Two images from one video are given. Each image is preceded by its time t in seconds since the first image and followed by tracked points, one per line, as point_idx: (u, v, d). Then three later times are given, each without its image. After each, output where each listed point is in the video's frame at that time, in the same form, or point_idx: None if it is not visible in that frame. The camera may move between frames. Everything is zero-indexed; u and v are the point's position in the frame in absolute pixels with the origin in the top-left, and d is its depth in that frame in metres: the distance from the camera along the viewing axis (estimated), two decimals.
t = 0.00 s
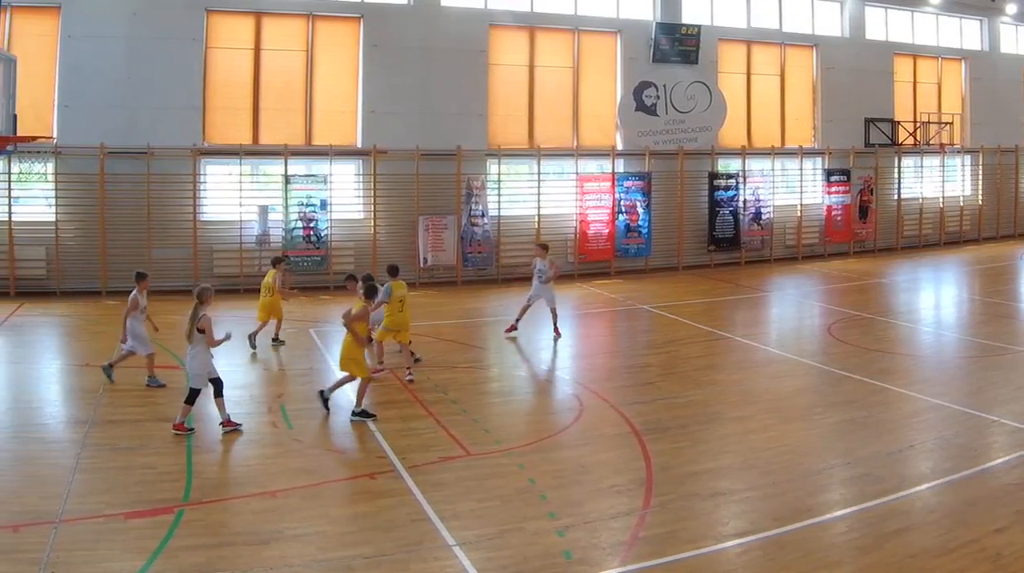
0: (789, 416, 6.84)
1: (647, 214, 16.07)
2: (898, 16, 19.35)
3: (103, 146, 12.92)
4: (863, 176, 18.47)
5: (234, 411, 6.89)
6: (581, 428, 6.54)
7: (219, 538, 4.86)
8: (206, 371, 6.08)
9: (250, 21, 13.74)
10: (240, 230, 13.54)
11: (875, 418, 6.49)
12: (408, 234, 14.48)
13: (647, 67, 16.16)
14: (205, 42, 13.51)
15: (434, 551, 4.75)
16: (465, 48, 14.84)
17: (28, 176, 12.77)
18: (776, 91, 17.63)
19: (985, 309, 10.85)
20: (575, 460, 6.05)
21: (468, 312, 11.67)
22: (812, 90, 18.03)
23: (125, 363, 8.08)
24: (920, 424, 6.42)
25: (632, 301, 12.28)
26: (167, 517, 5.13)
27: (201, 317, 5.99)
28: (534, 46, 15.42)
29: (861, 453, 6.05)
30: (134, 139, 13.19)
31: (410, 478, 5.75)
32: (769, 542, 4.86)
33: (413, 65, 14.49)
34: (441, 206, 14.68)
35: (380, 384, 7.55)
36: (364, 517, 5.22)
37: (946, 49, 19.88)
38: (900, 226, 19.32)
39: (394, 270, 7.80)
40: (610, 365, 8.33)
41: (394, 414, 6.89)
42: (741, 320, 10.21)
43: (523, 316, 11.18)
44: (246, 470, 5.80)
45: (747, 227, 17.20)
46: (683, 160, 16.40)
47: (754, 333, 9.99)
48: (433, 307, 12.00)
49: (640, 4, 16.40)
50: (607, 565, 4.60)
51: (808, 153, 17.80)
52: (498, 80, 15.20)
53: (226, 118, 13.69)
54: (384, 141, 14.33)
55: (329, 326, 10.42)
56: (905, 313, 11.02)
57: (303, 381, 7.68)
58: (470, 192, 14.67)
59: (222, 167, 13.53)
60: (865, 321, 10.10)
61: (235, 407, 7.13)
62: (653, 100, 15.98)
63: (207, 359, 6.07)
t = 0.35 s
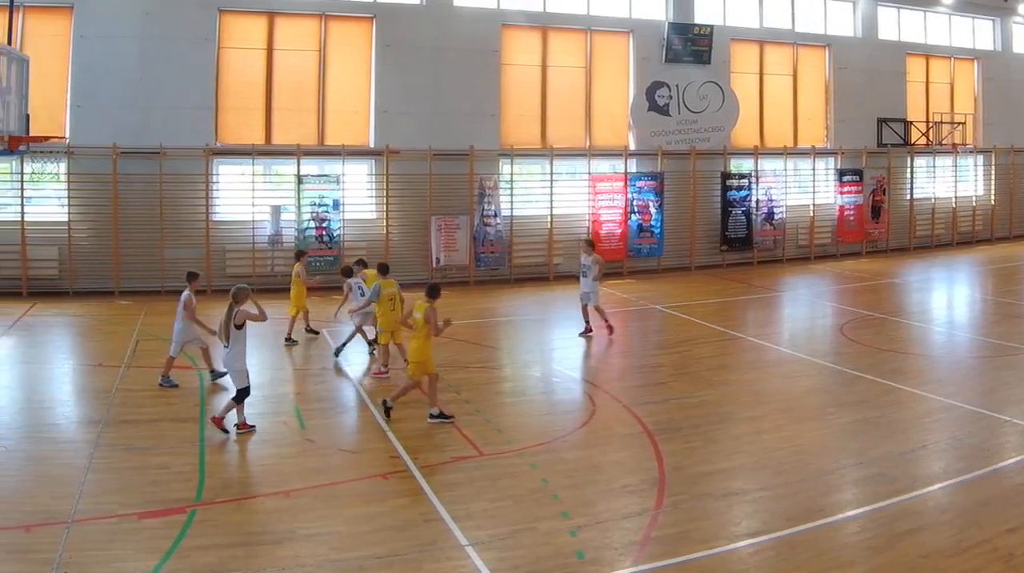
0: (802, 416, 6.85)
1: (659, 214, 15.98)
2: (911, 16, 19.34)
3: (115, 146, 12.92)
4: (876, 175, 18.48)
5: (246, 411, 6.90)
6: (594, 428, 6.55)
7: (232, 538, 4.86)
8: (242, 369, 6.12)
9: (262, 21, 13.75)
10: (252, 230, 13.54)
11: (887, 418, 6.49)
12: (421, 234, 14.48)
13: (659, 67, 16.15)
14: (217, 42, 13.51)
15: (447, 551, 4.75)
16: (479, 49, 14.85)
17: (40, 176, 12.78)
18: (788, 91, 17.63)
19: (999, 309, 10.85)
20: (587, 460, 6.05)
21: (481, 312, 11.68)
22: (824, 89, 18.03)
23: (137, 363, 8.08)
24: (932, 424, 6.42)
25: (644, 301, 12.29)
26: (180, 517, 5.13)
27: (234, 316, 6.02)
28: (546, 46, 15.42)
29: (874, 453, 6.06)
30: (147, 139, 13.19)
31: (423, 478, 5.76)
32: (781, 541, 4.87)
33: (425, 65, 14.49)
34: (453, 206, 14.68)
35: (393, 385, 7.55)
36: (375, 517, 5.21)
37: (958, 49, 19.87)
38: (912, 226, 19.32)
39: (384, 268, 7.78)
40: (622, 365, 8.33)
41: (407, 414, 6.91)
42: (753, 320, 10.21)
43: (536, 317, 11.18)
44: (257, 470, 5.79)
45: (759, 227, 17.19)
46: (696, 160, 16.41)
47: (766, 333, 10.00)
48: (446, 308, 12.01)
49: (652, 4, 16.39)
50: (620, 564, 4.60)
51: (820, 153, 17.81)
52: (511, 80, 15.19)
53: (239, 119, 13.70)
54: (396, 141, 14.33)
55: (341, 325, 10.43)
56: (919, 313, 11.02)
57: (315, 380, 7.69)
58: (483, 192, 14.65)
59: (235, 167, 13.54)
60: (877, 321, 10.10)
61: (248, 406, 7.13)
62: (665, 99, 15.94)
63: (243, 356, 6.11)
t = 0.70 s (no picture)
0: (816, 416, 6.85)
1: (673, 214, 15.97)
2: (925, 16, 19.34)
3: (129, 146, 12.92)
4: (889, 176, 18.49)
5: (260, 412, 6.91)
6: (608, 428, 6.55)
7: (245, 538, 4.86)
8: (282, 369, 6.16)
9: (276, 21, 13.76)
10: (266, 230, 13.55)
11: (902, 418, 6.49)
12: (435, 234, 14.48)
13: (673, 67, 16.15)
14: (232, 42, 13.52)
15: (461, 551, 4.74)
16: (495, 49, 14.86)
17: (54, 176, 12.79)
18: (802, 91, 17.63)
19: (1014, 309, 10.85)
20: (601, 460, 6.05)
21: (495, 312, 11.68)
22: (838, 89, 18.03)
23: (151, 363, 8.08)
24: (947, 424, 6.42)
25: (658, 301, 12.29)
26: (193, 517, 5.12)
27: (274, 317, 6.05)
28: (560, 46, 15.42)
29: (888, 453, 6.05)
30: (161, 139, 13.20)
31: (436, 478, 5.75)
32: (794, 541, 4.86)
33: (441, 65, 14.50)
34: (467, 206, 14.69)
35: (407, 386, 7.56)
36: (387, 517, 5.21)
37: (972, 49, 19.87)
38: (926, 226, 19.30)
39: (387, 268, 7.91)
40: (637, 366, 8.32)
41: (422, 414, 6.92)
42: (767, 320, 10.21)
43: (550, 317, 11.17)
44: (271, 470, 5.79)
45: (774, 227, 17.18)
46: (710, 160, 16.40)
47: (779, 333, 10.01)
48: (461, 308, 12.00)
49: (666, 4, 16.40)
50: (634, 564, 4.59)
51: (834, 153, 17.80)
52: (525, 80, 15.20)
53: (254, 119, 13.71)
54: (410, 141, 14.34)
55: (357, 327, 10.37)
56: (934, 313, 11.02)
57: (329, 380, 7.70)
58: (496, 193, 14.63)
59: (249, 167, 13.56)
60: (891, 322, 10.10)
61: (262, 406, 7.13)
62: (679, 100, 15.85)
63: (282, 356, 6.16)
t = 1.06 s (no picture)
0: (831, 416, 6.85)
1: (687, 214, 16.03)
2: (938, 16, 19.33)
3: (144, 146, 12.93)
4: (903, 175, 18.49)
5: (276, 412, 6.92)
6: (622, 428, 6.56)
7: (259, 538, 4.86)
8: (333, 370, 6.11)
9: (291, 21, 13.76)
10: (281, 230, 13.55)
11: (916, 418, 6.48)
12: (449, 234, 14.49)
13: (687, 67, 16.16)
14: (246, 42, 13.52)
15: (475, 551, 4.74)
16: (511, 49, 14.86)
17: (68, 176, 12.79)
18: (817, 91, 17.64)
19: None
20: (615, 460, 6.05)
21: (509, 312, 11.68)
22: (852, 89, 18.03)
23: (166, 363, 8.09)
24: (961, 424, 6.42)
25: (671, 301, 12.29)
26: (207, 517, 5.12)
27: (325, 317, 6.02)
28: (575, 46, 15.42)
29: (902, 453, 6.05)
30: (175, 139, 13.21)
31: (451, 478, 5.75)
32: (808, 541, 4.86)
33: (456, 66, 14.51)
34: (481, 206, 14.69)
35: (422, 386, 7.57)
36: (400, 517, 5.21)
37: (986, 49, 19.87)
38: (941, 226, 19.28)
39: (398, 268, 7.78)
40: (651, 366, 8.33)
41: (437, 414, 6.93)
42: (781, 320, 10.21)
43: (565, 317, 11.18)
44: (286, 470, 5.79)
45: (787, 227, 17.18)
46: (724, 160, 16.36)
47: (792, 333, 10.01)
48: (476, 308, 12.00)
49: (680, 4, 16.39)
50: (648, 564, 4.59)
51: (848, 153, 17.78)
52: (540, 80, 15.21)
53: (268, 119, 13.71)
54: (424, 141, 14.34)
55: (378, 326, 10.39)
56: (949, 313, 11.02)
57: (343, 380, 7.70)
58: (511, 192, 14.67)
59: (264, 167, 13.56)
60: (905, 321, 10.11)
61: (276, 406, 7.14)
62: (693, 99, 15.94)
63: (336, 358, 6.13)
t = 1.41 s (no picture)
0: (843, 416, 6.85)
1: (699, 214, 16.04)
2: (951, 17, 19.32)
3: (156, 146, 12.93)
4: (916, 176, 18.50)
5: (288, 412, 6.92)
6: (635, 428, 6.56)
7: (271, 538, 4.85)
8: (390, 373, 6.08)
9: (303, 21, 13.76)
10: (293, 230, 13.55)
11: (929, 418, 6.48)
12: (461, 234, 14.49)
13: (699, 67, 16.15)
14: (258, 42, 13.53)
15: (487, 551, 4.74)
16: (524, 49, 14.87)
17: (80, 176, 12.80)
18: (830, 91, 17.64)
19: None
20: (628, 460, 6.05)
21: (522, 312, 11.69)
22: (864, 89, 18.02)
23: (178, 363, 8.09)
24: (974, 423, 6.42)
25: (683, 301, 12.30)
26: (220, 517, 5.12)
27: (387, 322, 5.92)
28: (587, 46, 15.42)
29: (914, 453, 6.05)
30: (187, 139, 13.21)
31: (463, 478, 5.75)
32: (820, 541, 4.86)
33: (470, 66, 14.51)
34: (494, 207, 14.70)
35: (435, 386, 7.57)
36: (413, 517, 5.21)
37: (999, 49, 19.87)
38: (953, 226, 19.28)
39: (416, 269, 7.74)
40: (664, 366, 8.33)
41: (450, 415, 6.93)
42: (793, 320, 10.22)
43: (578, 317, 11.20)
44: (299, 470, 5.80)
45: (800, 227, 17.19)
46: (736, 160, 16.33)
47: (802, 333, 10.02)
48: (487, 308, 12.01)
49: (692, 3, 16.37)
50: (660, 564, 4.59)
51: (860, 153, 17.78)
52: (552, 80, 15.20)
53: (282, 119, 13.71)
54: (436, 141, 14.34)
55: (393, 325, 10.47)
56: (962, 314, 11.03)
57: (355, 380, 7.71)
58: (523, 192, 14.69)
59: (277, 167, 13.56)
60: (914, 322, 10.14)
61: (288, 406, 7.15)
62: (705, 100, 15.99)
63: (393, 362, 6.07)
